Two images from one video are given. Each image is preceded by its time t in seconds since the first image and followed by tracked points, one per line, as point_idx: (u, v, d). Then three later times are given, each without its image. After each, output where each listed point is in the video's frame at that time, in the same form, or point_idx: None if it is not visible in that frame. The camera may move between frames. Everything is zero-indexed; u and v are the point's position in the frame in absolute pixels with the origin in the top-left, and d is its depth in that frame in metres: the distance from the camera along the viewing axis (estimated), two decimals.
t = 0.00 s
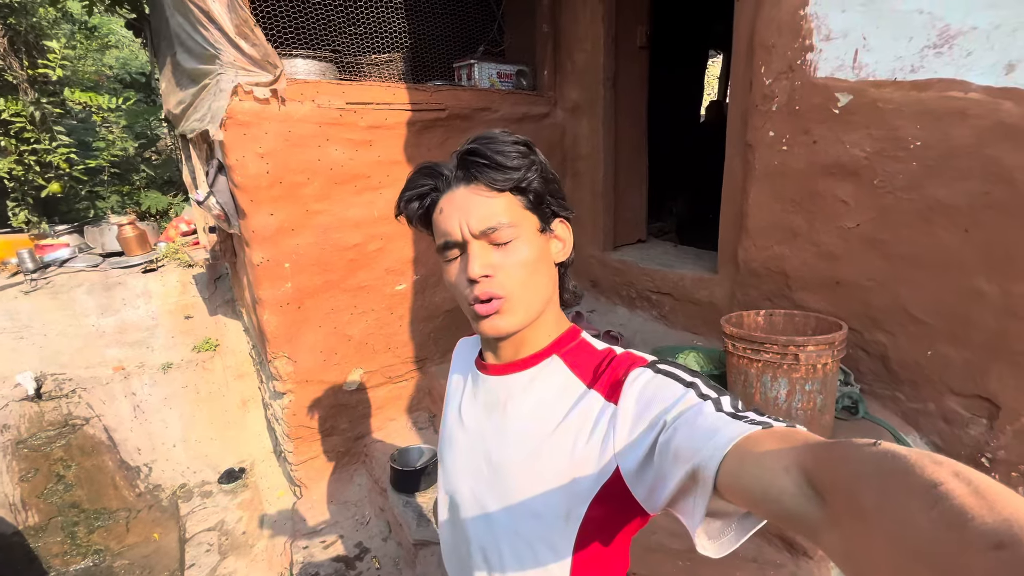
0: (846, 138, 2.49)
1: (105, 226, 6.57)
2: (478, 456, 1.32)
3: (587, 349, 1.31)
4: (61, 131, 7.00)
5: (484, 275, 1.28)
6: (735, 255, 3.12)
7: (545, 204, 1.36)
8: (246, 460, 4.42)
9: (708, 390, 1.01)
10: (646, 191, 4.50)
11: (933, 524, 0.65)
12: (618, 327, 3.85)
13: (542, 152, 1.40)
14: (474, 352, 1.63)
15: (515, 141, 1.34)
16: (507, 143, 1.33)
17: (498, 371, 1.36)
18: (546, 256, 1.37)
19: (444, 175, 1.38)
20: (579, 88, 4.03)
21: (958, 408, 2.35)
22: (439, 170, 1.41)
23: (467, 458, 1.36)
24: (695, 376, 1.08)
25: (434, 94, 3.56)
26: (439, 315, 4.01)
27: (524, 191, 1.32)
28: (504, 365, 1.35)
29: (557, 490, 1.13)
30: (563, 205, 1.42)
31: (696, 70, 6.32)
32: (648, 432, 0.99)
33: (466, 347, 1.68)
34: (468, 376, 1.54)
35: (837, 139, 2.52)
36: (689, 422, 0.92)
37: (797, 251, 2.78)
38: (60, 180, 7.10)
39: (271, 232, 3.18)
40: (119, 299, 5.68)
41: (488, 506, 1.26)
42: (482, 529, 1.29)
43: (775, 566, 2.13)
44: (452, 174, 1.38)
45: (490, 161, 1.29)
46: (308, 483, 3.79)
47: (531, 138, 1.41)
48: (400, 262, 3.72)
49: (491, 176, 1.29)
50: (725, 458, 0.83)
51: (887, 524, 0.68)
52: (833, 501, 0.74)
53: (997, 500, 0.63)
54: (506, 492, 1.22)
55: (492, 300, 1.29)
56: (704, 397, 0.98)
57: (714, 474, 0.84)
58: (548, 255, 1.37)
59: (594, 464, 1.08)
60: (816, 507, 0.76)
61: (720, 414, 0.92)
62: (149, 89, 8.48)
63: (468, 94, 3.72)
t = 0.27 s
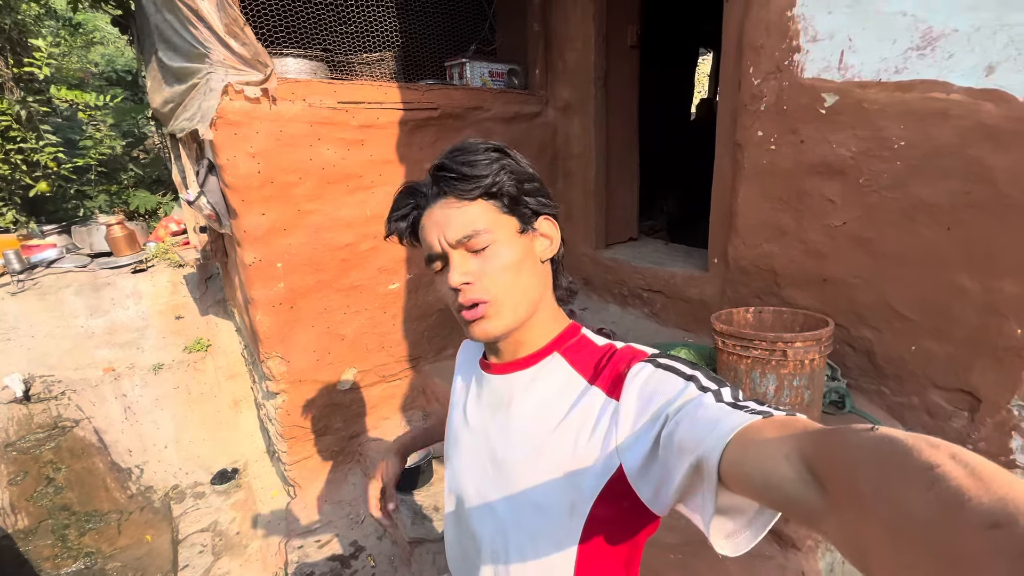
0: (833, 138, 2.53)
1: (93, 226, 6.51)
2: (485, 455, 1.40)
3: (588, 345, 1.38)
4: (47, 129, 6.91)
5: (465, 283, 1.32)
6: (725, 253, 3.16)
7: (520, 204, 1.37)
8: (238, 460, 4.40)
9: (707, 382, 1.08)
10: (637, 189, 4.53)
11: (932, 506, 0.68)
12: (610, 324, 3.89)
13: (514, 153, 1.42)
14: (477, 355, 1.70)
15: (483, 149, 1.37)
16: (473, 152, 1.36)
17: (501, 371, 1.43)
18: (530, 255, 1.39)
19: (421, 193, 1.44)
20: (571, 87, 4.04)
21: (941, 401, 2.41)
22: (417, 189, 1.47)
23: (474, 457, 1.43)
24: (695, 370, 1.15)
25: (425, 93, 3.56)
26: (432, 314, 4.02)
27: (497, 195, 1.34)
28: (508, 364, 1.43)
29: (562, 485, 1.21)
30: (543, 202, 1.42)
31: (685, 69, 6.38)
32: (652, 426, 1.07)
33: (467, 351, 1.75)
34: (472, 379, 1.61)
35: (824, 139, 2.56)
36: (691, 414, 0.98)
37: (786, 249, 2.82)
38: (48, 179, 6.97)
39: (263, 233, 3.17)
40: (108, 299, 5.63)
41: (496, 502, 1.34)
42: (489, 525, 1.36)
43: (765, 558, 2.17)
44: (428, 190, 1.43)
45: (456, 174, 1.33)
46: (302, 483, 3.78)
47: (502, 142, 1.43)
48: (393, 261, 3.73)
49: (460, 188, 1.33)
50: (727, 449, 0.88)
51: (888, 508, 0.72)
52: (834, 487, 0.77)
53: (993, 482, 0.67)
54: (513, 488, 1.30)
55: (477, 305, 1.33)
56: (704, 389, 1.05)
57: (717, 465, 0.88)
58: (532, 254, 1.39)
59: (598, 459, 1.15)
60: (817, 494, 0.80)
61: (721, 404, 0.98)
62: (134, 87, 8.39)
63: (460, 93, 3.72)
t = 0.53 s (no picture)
0: (828, 133, 2.53)
1: (80, 225, 6.42)
2: (484, 451, 1.39)
3: (587, 342, 1.38)
4: (33, 126, 6.82)
5: (484, 277, 1.29)
6: (721, 248, 3.16)
7: (544, 205, 1.37)
8: (232, 461, 4.36)
9: (705, 378, 1.08)
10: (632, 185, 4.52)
11: (928, 504, 0.69)
12: (606, 320, 3.89)
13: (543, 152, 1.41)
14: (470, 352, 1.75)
15: (516, 142, 1.35)
16: (507, 144, 1.33)
17: (500, 368, 1.44)
18: (546, 257, 1.38)
19: (444, 175, 1.38)
20: (565, 83, 4.02)
21: (935, 394, 2.43)
22: (439, 169, 1.41)
23: (474, 454, 1.43)
24: (693, 366, 1.16)
25: (419, 88, 3.53)
26: (428, 311, 3.99)
27: (524, 193, 1.33)
28: (508, 361, 1.43)
29: (561, 481, 1.20)
30: (564, 206, 1.43)
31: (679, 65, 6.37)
32: (651, 421, 1.07)
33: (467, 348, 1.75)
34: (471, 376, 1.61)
35: (820, 134, 2.56)
36: (690, 410, 0.99)
37: (781, 244, 2.83)
38: (35, 178, 6.86)
39: (255, 231, 3.13)
40: (97, 299, 5.56)
41: (495, 499, 1.33)
42: (488, 522, 1.35)
43: (763, 552, 2.18)
44: (452, 173, 1.38)
45: (489, 163, 1.29)
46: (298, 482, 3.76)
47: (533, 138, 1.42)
48: (387, 258, 3.70)
49: (491, 179, 1.29)
50: (724, 445, 0.89)
51: (884, 506, 0.72)
52: (831, 484, 0.78)
53: (990, 479, 0.67)
54: (512, 484, 1.29)
55: (495, 300, 1.31)
56: (703, 385, 1.05)
57: (714, 461, 0.90)
58: (547, 255, 1.38)
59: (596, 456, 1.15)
60: (814, 491, 0.81)
61: (720, 400, 0.99)
62: (122, 84, 8.29)
63: (454, 89, 3.68)
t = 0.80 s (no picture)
0: (824, 131, 2.50)
1: (65, 227, 6.32)
2: (482, 464, 1.39)
3: (586, 350, 1.41)
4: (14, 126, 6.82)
5: (504, 285, 1.25)
6: (716, 247, 3.14)
7: (561, 217, 1.38)
8: (224, 465, 4.30)
9: (706, 384, 1.11)
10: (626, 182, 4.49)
11: (937, 505, 0.69)
12: (601, 320, 3.86)
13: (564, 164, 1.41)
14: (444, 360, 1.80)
15: (546, 150, 1.33)
16: (537, 150, 1.30)
17: (497, 377, 1.44)
18: (558, 268, 1.39)
19: (468, 169, 1.30)
20: (558, 80, 3.97)
21: (932, 393, 2.41)
22: (461, 162, 1.33)
23: (470, 467, 1.42)
24: (694, 371, 1.18)
25: (410, 86, 3.47)
26: (421, 312, 3.94)
27: (548, 205, 1.32)
28: (506, 371, 1.43)
29: (565, 492, 1.22)
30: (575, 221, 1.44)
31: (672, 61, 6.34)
32: (654, 428, 1.09)
33: (456, 353, 1.74)
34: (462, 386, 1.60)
35: (815, 132, 2.54)
36: (692, 417, 1.01)
37: (777, 243, 2.80)
38: (15, 179, 6.87)
39: (243, 233, 3.06)
40: (83, 303, 5.47)
41: (495, 511, 1.33)
42: (488, 535, 1.35)
43: (760, 556, 2.17)
44: (477, 169, 1.31)
45: (524, 169, 1.26)
46: (291, 487, 3.71)
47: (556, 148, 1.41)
48: (379, 259, 3.65)
49: (524, 185, 1.26)
50: (727, 452, 0.91)
51: (892, 507, 0.72)
52: (837, 486, 0.79)
53: (997, 479, 0.68)
54: (513, 496, 1.30)
55: (508, 310, 1.26)
56: (704, 391, 1.08)
57: (718, 468, 0.91)
58: (558, 267, 1.39)
59: (599, 466, 1.17)
60: (820, 494, 0.82)
61: (721, 406, 1.01)
62: (106, 81, 8.15)
63: (445, 87, 3.63)
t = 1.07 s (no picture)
0: (813, 128, 2.49)
1: (49, 230, 6.22)
2: (470, 469, 1.36)
3: (577, 353, 1.38)
4: None
5: (500, 304, 1.22)
6: (707, 245, 3.12)
7: (560, 231, 1.35)
8: (216, 468, 4.27)
9: (694, 388, 1.09)
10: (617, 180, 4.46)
11: (916, 510, 0.67)
12: (593, 319, 3.85)
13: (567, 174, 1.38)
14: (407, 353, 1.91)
15: (551, 162, 1.28)
16: (542, 162, 1.26)
17: (486, 381, 1.41)
18: (554, 279, 1.36)
19: (470, 177, 1.25)
20: (548, 76, 3.94)
21: (921, 390, 2.41)
22: (462, 168, 1.27)
23: (458, 472, 1.39)
24: (683, 375, 1.16)
25: (397, 85, 3.43)
26: (412, 313, 3.91)
27: (550, 220, 1.29)
28: (496, 375, 1.40)
29: (554, 496, 1.20)
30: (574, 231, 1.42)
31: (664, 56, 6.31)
32: (642, 433, 1.07)
33: (444, 356, 1.72)
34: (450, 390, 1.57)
35: (805, 129, 2.52)
36: (680, 422, 0.99)
37: (767, 241, 2.79)
38: None
39: (229, 235, 3.02)
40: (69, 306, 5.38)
41: (484, 517, 1.31)
42: (477, 541, 1.32)
43: (750, 556, 2.17)
44: (478, 178, 1.26)
45: (528, 185, 1.22)
46: (282, 490, 3.65)
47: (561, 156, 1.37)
48: (369, 260, 3.61)
49: (528, 202, 1.22)
50: (713, 457, 0.89)
51: (873, 513, 0.70)
52: (819, 491, 0.76)
53: (976, 483, 0.65)
54: (502, 502, 1.28)
55: (502, 328, 1.24)
56: (692, 396, 1.06)
57: (705, 473, 0.90)
58: (554, 280, 1.37)
59: (588, 470, 1.15)
60: (804, 499, 0.80)
61: (709, 410, 0.99)
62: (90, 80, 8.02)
63: (433, 85, 3.59)
